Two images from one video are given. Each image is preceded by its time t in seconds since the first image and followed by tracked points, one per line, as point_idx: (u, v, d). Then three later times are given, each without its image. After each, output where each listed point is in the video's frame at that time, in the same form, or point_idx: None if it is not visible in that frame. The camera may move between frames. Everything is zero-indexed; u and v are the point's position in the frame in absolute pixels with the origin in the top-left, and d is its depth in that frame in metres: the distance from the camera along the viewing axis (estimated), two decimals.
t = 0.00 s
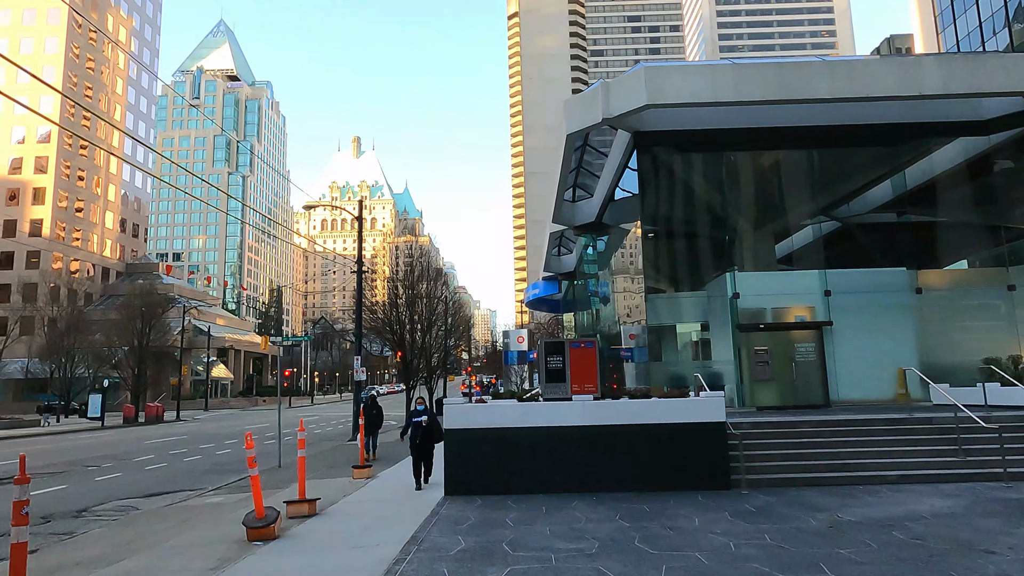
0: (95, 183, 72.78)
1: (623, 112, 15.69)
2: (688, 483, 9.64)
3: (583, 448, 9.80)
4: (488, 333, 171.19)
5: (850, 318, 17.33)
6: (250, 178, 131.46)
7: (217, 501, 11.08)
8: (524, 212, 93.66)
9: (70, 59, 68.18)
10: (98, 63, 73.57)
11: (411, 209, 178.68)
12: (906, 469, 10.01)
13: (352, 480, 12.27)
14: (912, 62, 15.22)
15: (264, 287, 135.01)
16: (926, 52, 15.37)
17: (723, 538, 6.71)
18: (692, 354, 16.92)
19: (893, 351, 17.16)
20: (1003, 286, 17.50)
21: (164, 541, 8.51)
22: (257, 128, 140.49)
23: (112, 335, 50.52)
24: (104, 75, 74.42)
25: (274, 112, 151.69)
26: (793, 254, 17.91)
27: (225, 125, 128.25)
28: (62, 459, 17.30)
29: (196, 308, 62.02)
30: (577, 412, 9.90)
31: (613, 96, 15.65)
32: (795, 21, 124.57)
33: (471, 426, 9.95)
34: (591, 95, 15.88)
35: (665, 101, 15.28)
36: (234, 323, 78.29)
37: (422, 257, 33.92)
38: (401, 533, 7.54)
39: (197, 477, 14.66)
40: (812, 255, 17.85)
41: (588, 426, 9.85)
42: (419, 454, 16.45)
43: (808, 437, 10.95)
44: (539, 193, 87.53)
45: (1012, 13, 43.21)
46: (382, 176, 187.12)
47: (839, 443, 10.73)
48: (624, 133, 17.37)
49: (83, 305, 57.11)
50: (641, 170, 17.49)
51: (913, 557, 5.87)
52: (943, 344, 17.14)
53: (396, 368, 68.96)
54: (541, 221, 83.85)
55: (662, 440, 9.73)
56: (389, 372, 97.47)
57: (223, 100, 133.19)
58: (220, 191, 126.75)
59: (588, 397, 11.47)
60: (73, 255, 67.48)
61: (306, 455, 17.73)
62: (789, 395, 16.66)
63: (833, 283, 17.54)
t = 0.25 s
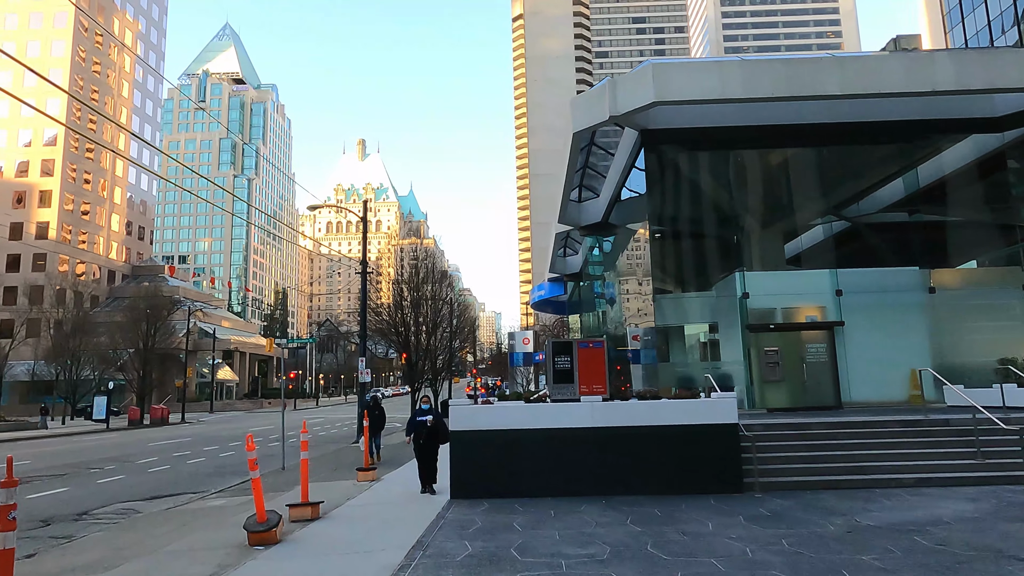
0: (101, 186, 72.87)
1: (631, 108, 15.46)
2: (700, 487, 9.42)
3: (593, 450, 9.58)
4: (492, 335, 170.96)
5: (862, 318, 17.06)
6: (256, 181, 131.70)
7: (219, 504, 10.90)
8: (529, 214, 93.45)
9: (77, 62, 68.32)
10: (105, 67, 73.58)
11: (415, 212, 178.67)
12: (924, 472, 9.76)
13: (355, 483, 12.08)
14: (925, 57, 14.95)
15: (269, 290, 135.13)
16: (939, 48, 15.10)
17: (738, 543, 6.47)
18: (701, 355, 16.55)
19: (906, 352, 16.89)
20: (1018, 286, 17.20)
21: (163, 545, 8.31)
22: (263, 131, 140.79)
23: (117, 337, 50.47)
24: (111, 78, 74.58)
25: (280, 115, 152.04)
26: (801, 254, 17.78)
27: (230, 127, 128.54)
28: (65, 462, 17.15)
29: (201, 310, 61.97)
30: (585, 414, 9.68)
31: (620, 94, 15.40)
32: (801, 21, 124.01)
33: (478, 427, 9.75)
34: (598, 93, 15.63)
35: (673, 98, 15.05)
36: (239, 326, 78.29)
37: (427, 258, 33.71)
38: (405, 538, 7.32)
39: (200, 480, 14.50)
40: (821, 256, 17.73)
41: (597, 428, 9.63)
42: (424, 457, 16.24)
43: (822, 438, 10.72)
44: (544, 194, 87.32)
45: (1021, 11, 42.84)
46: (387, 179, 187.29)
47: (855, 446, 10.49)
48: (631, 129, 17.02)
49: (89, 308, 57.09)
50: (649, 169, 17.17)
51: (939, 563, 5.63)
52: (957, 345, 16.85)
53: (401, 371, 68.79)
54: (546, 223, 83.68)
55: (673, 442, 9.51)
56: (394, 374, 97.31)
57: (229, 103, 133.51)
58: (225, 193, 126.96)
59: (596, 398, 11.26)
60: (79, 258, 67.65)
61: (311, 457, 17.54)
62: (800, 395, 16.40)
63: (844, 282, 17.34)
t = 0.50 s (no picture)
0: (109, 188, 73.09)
1: (640, 106, 15.22)
2: (715, 492, 9.17)
3: (604, 454, 9.34)
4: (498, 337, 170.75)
5: (876, 318, 16.82)
6: (262, 183, 132.10)
7: (223, 509, 10.73)
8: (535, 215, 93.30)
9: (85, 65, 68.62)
10: (112, 70, 73.87)
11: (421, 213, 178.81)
12: (945, 476, 9.49)
13: (361, 487, 11.90)
14: (941, 52, 14.66)
15: (276, 292, 135.43)
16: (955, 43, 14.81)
17: (758, 551, 6.23)
18: (710, 356, 16.27)
19: (922, 353, 16.60)
20: None
21: (165, 552, 8.13)
22: (269, 133, 141.27)
23: (125, 340, 50.57)
24: (118, 82, 74.78)
25: (286, 118, 152.50)
26: (811, 254, 17.47)
27: (237, 130, 128.97)
28: (70, 465, 17.04)
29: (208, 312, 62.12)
30: (596, 416, 9.45)
31: (629, 91, 15.18)
32: (807, 20, 123.41)
33: (487, 430, 9.54)
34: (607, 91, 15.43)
35: (684, 95, 14.83)
36: (246, 328, 78.47)
37: (434, 260, 33.58)
38: (413, 546, 7.11)
39: (205, 484, 14.36)
40: (832, 255, 17.43)
41: (608, 431, 9.40)
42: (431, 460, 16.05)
43: (838, 441, 10.46)
44: (550, 196, 87.20)
45: None
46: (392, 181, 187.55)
47: (873, 449, 10.22)
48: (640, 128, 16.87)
49: (97, 310, 57.22)
50: (657, 169, 16.80)
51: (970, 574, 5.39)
52: (974, 345, 16.55)
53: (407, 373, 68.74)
54: (553, 224, 83.53)
55: (686, 445, 9.27)
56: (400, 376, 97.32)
57: (235, 106, 134.03)
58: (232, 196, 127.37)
59: (607, 400, 11.06)
60: (87, 261, 67.84)
61: (317, 460, 17.38)
62: (812, 397, 16.13)
63: (857, 281, 17.15)
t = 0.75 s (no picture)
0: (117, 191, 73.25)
1: (649, 102, 14.99)
2: (728, 493, 8.94)
3: (613, 457, 9.12)
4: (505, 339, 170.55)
5: (889, 318, 16.40)
6: (269, 185, 132.43)
7: (226, 512, 10.56)
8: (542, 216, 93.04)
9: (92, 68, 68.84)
10: (119, 73, 74.13)
11: (428, 215, 178.73)
12: (967, 480, 9.20)
13: (367, 490, 11.73)
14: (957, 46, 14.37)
15: (283, 294, 135.72)
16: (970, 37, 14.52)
17: (772, 559, 5.99)
18: (721, 356, 16.26)
19: (936, 354, 16.25)
20: None
21: (165, 558, 7.95)
22: (276, 136, 141.67)
23: (132, 342, 50.59)
24: (125, 85, 75.07)
25: (293, 120, 152.85)
26: (821, 254, 16.85)
27: (244, 133, 129.43)
28: (74, 467, 16.92)
29: (215, 314, 62.14)
30: (605, 418, 9.23)
31: (637, 86, 14.99)
32: (815, 19, 122.74)
33: (493, 433, 9.31)
34: (615, 86, 15.26)
35: (693, 91, 14.60)
36: (253, 330, 78.54)
37: (440, 261, 33.38)
38: (417, 552, 6.92)
39: (209, 486, 14.23)
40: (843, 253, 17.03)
41: (617, 433, 9.17)
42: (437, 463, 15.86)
43: (854, 443, 10.19)
44: (556, 197, 87.03)
45: None
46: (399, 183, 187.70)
47: (890, 451, 9.93)
48: (648, 125, 17.10)
49: (104, 312, 57.27)
50: (666, 166, 16.99)
51: None
52: (990, 345, 16.21)
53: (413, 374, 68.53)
54: (559, 225, 83.28)
55: (698, 447, 9.03)
56: (407, 378, 97.19)
57: (243, 109, 134.50)
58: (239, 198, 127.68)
59: (616, 402, 10.88)
60: (94, 263, 68.09)
61: (322, 463, 17.20)
62: (826, 397, 15.84)
63: (871, 280, 16.62)
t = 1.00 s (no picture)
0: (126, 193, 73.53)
1: (657, 98, 14.76)
2: (740, 498, 8.68)
3: (622, 460, 8.88)
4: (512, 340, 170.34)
5: (904, 319, 16.05)
6: (277, 187, 132.89)
7: (228, 515, 10.38)
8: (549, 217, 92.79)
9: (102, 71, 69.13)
10: (129, 76, 74.50)
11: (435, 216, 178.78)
12: (988, 485, 8.90)
13: (371, 492, 11.54)
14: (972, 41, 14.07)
15: (291, 296, 136.12)
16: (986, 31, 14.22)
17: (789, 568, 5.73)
18: (731, 357, 15.95)
19: (952, 355, 15.90)
20: None
21: (162, 561, 7.76)
22: (284, 138, 142.15)
23: (140, 343, 50.70)
24: (135, 87, 75.41)
25: (301, 122, 153.33)
26: (832, 253, 16.55)
27: (252, 135, 129.93)
28: (78, 468, 16.82)
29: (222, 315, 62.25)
30: (614, 421, 8.99)
31: (646, 82, 14.77)
32: (824, 18, 121.88)
33: (499, 436, 9.08)
34: (623, 83, 15.04)
35: (703, 87, 14.34)
36: (261, 331, 78.72)
37: (447, 262, 33.21)
38: (419, 557, 6.70)
39: (213, 488, 14.08)
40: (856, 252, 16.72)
41: (627, 435, 8.93)
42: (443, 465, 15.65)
43: (870, 446, 9.89)
44: (564, 198, 86.77)
45: None
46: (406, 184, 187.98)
47: (908, 454, 9.63)
48: (657, 123, 16.93)
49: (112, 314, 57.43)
50: (676, 163, 16.80)
51: None
52: (1008, 346, 15.83)
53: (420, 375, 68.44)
54: (567, 226, 83.03)
55: (710, 449, 8.78)
56: (414, 379, 97.23)
57: (251, 111, 135.02)
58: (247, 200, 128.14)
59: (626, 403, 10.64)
60: (104, 264, 68.43)
61: (327, 464, 17.01)
62: (838, 399, 15.54)
63: (885, 280, 16.31)
